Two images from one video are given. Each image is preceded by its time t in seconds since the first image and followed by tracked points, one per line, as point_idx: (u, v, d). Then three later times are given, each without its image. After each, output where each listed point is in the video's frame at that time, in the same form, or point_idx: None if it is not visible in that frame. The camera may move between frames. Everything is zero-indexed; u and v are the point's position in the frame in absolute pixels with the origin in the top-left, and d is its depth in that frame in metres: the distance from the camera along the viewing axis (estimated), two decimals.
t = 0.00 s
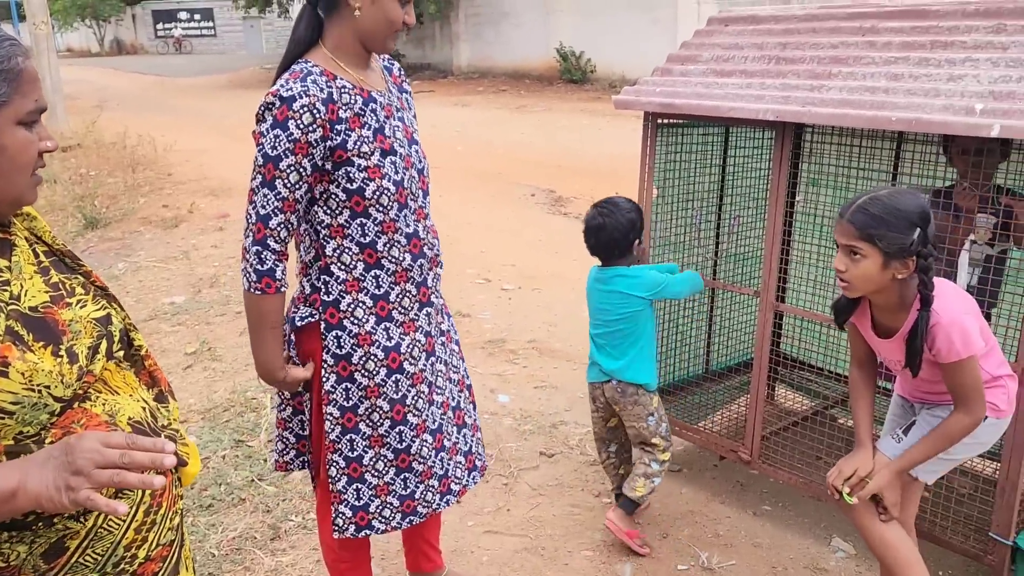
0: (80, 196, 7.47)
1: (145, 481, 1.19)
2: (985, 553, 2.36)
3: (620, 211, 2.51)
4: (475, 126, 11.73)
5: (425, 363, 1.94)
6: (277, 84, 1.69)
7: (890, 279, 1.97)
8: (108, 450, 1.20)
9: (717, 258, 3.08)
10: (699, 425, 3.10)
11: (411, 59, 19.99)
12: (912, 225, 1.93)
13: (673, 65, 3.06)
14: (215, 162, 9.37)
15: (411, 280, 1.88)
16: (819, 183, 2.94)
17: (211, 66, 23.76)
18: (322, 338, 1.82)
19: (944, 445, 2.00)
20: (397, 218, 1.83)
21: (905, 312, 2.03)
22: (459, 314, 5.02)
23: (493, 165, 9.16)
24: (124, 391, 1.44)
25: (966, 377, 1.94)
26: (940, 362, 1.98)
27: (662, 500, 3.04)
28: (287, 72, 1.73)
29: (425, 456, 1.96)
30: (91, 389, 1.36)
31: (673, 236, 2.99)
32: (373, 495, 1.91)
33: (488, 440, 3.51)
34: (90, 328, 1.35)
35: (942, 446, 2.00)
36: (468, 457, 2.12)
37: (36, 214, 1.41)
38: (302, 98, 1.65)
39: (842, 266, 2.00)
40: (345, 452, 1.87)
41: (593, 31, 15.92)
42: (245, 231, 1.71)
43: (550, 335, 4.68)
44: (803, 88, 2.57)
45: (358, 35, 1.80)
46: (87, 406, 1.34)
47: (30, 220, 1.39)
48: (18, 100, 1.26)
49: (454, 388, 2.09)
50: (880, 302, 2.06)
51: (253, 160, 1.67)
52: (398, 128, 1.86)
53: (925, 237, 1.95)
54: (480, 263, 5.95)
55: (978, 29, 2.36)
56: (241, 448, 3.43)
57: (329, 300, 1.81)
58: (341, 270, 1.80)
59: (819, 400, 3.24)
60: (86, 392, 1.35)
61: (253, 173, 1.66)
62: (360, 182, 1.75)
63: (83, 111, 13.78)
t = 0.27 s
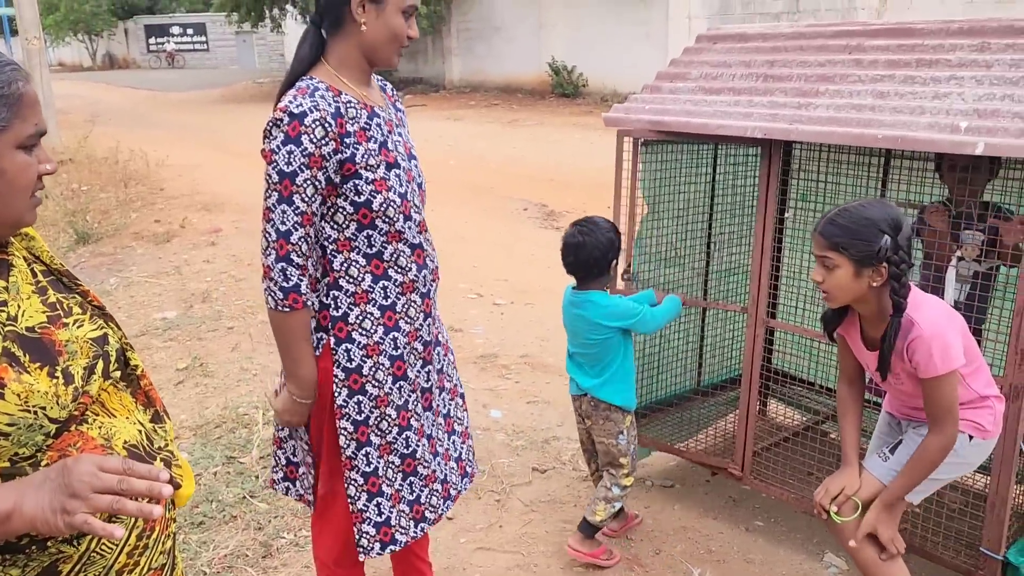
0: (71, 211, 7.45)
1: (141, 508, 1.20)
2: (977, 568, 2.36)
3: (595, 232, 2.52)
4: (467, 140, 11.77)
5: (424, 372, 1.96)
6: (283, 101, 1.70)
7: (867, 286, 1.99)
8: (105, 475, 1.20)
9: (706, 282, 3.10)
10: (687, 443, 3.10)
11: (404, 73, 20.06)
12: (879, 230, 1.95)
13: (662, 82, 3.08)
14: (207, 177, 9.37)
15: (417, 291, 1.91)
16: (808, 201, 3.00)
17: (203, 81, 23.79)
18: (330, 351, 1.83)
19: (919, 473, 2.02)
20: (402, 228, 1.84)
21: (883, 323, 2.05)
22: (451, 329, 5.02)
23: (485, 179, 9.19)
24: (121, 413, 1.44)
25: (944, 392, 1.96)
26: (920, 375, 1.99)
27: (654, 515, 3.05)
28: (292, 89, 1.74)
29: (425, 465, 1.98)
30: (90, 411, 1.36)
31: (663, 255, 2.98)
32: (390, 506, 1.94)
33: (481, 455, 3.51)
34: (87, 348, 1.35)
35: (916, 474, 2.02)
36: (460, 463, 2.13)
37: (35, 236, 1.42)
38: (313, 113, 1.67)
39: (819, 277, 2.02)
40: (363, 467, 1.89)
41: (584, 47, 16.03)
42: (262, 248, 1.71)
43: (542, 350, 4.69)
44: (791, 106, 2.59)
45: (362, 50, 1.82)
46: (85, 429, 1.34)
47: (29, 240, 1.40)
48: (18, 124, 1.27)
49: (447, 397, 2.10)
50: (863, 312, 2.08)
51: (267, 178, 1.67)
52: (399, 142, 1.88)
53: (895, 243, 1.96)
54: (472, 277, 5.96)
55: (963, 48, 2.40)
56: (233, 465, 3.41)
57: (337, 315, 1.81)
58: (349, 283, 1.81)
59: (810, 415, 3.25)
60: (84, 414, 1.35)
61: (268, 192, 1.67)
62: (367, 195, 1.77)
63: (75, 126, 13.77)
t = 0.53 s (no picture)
0: (73, 225, 7.48)
1: (145, 527, 1.21)
2: None
3: (575, 249, 2.54)
4: (467, 154, 11.82)
5: (426, 384, 1.97)
6: (288, 120, 1.71)
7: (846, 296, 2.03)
8: (109, 491, 1.21)
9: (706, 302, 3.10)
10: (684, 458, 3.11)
11: (405, 87, 20.16)
12: (851, 244, 1.97)
13: (663, 96, 3.11)
14: (208, 190, 9.41)
15: (418, 304, 1.92)
16: (808, 214, 3.01)
17: (205, 95, 23.91)
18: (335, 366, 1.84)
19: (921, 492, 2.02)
20: (403, 243, 1.85)
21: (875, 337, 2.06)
22: (451, 342, 5.02)
23: (486, 192, 9.22)
24: (122, 429, 1.45)
25: (933, 414, 1.97)
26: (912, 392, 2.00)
27: (655, 530, 3.04)
28: (297, 106, 1.76)
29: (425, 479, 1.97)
30: (91, 426, 1.37)
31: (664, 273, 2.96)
32: (395, 521, 1.92)
33: (481, 469, 3.50)
34: (88, 363, 1.36)
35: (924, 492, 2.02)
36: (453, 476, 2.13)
37: (38, 251, 1.44)
38: (319, 129, 1.68)
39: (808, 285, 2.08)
40: (367, 482, 1.89)
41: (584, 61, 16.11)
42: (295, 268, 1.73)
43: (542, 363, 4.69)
44: (790, 121, 2.61)
45: (368, 65, 1.84)
46: (86, 444, 1.35)
47: (32, 256, 1.42)
48: (24, 141, 1.28)
49: (448, 411, 2.10)
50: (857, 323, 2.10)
51: (285, 197, 1.69)
52: (402, 157, 1.89)
53: (870, 257, 1.96)
54: (472, 290, 5.97)
55: (961, 63, 2.42)
56: (233, 479, 3.41)
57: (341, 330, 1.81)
58: (351, 297, 1.81)
59: (811, 428, 3.24)
60: (86, 430, 1.36)
61: (288, 211, 1.69)
62: (370, 210, 1.78)
63: (78, 140, 13.84)
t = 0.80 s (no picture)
0: (82, 236, 7.53)
1: (159, 541, 1.23)
2: None
3: (552, 262, 2.50)
4: (473, 165, 11.86)
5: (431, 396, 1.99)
6: (302, 130, 1.75)
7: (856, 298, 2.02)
8: (123, 504, 1.22)
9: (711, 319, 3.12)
10: (689, 470, 3.12)
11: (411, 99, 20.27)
12: (864, 246, 1.96)
13: (668, 108, 3.12)
14: (216, 201, 9.47)
15: (426, 316, 1.94)
16: (814, 224, 3.01)
17: (213, 107, 24.09)
18: (341, 372, 1.86)
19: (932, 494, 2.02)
20: (412, 253, 1.87)
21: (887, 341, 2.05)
22: (458, 353, 5.03)
23: (492, 203, 9.25)
24: (132, 440, 1.46)
25: (943, 419, 1.97)
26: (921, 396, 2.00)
27: (662, 541, 3.03)
28: (309, 118, 1.80)
29: (422, 491, 1.99)
30: (102, 437, 1.38)
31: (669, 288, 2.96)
32: (387, 529, 1.95)
33: (487, 480, 3.50)
34: (99, 374, 1.38)
35: (934, 494, 2.01)
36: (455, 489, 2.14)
37: (49, 263, 1.46)
38: (332, 138, 1.72)
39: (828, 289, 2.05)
40: (364, 490, 1.91)
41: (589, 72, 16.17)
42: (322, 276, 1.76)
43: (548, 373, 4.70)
44: (795, 133, 2.62)
45: (380, 78, 1.86)
46: (96, 456, 1.36)
47: (42, 269, 1.44)
48: (33, 155, 1.29)
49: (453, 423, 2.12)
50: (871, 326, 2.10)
51: (302, 206, 1.73)
52: (412, 169, 1.91)
53: (881, 259, 1.94)
54: (479, 301, 5.99)
55: (965, 75, 2.43)
56: (240, 489, 3.42)
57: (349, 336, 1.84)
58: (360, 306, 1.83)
59: (818, 440, 3.24)
60: (96, 441, 1.37)
61: (310, 219, 1.72)
62: (379, 220, 1.79)
63: (87, 152, 13.94)
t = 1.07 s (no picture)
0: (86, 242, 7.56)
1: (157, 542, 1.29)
2: None
3: (528, 260, 2.56)
4: (476, 171, 11.89)
5: (436, 400, 1.99)
6: (319, 129, 1.78)
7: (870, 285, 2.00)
8: (123, 505, 1.25)
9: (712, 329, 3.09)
10: (694, 475, 3.11)
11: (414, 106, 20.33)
12: (882, 232, 1.95)
13: (672, 114, 3.14)
14: (220, 208, 9.50)
15: (434, 319, 1.95)
16: (818, 230, 3.02)
17: (217, 114, 24.17)
18: (347, 370, 1.86)
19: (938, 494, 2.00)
20: (424, 256, 1.89)
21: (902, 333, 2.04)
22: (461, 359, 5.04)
23: (495, 210, 9.27)
24: (131, 441, 1.48)
25: (952, 417, 1.94)
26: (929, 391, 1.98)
27: (666, 547, 3.03)
28: (327, 118, 1.83)
29: (419, 493, 1.99)
30: (101, 438, 1.40)
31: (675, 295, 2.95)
32: (387, 529, 1.95)
33: (490, 485, 3.50)
34: (99, 376, 1.40)
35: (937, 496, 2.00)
36: (457, 493, 2.14)
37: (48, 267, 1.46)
38: (349, 138, 1.75)
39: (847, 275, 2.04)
40: (368, 489, 1.91)
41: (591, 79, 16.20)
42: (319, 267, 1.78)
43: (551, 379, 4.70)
44: (799, 138, 2.63)
45: (388, 78, 1.89)
46: (97, 457, 1.37)
47: (42, 272, 1.44)
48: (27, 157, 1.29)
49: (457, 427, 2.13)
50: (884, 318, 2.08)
51: (313, 202, 1.76)
52: (426, 174, 1.93)
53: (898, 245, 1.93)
54: (482, 307, 6.00)
55: (970, 81, 2.43)
56: (244, 494, 3.42)
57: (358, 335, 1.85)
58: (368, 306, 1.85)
59: (822, 445, 3.24)
60: (95, 442, 1.38)
61: (316, 217, 1.75)
62: (392, 221, 1.82)
63: (91, 158, 14.00)
